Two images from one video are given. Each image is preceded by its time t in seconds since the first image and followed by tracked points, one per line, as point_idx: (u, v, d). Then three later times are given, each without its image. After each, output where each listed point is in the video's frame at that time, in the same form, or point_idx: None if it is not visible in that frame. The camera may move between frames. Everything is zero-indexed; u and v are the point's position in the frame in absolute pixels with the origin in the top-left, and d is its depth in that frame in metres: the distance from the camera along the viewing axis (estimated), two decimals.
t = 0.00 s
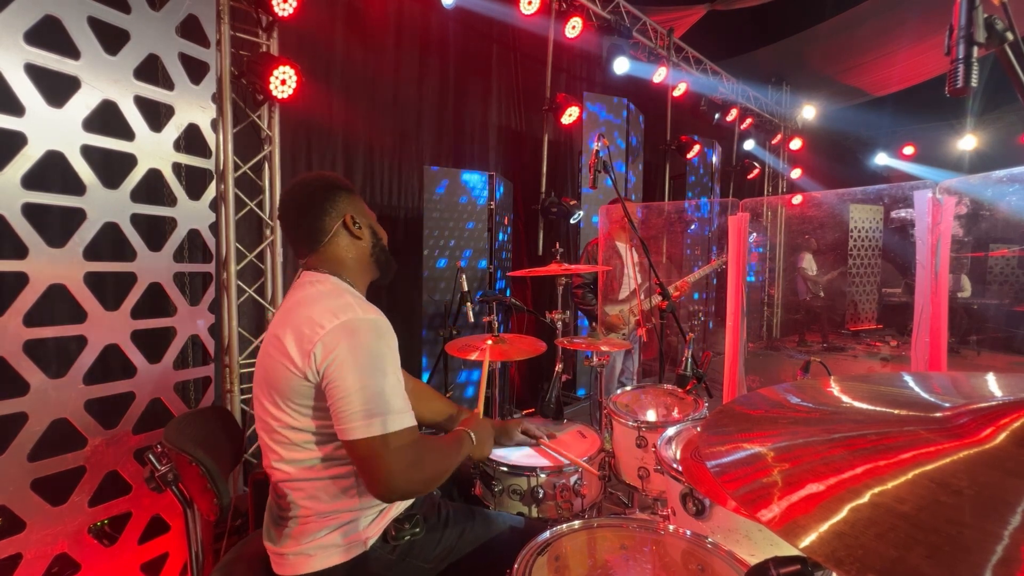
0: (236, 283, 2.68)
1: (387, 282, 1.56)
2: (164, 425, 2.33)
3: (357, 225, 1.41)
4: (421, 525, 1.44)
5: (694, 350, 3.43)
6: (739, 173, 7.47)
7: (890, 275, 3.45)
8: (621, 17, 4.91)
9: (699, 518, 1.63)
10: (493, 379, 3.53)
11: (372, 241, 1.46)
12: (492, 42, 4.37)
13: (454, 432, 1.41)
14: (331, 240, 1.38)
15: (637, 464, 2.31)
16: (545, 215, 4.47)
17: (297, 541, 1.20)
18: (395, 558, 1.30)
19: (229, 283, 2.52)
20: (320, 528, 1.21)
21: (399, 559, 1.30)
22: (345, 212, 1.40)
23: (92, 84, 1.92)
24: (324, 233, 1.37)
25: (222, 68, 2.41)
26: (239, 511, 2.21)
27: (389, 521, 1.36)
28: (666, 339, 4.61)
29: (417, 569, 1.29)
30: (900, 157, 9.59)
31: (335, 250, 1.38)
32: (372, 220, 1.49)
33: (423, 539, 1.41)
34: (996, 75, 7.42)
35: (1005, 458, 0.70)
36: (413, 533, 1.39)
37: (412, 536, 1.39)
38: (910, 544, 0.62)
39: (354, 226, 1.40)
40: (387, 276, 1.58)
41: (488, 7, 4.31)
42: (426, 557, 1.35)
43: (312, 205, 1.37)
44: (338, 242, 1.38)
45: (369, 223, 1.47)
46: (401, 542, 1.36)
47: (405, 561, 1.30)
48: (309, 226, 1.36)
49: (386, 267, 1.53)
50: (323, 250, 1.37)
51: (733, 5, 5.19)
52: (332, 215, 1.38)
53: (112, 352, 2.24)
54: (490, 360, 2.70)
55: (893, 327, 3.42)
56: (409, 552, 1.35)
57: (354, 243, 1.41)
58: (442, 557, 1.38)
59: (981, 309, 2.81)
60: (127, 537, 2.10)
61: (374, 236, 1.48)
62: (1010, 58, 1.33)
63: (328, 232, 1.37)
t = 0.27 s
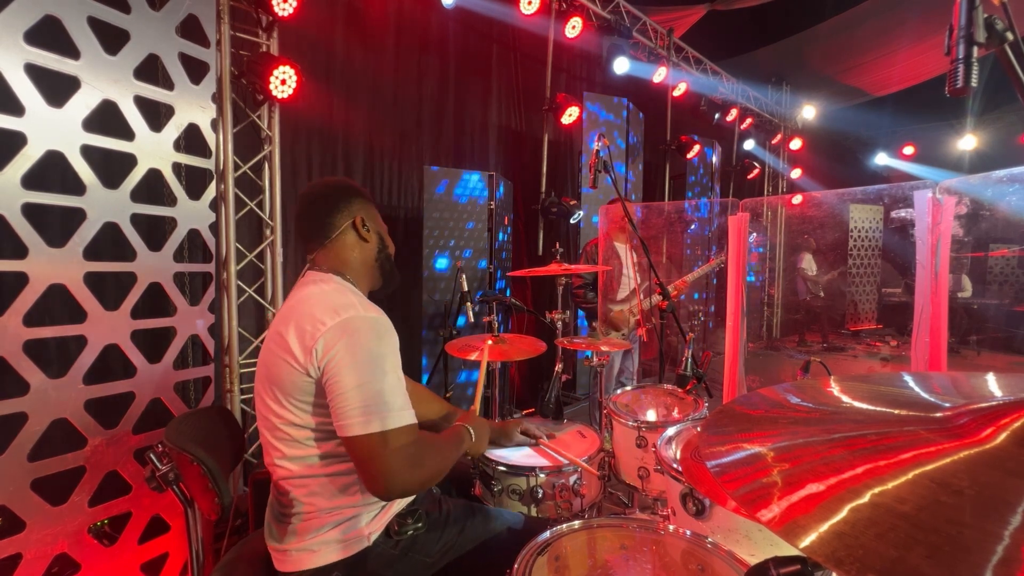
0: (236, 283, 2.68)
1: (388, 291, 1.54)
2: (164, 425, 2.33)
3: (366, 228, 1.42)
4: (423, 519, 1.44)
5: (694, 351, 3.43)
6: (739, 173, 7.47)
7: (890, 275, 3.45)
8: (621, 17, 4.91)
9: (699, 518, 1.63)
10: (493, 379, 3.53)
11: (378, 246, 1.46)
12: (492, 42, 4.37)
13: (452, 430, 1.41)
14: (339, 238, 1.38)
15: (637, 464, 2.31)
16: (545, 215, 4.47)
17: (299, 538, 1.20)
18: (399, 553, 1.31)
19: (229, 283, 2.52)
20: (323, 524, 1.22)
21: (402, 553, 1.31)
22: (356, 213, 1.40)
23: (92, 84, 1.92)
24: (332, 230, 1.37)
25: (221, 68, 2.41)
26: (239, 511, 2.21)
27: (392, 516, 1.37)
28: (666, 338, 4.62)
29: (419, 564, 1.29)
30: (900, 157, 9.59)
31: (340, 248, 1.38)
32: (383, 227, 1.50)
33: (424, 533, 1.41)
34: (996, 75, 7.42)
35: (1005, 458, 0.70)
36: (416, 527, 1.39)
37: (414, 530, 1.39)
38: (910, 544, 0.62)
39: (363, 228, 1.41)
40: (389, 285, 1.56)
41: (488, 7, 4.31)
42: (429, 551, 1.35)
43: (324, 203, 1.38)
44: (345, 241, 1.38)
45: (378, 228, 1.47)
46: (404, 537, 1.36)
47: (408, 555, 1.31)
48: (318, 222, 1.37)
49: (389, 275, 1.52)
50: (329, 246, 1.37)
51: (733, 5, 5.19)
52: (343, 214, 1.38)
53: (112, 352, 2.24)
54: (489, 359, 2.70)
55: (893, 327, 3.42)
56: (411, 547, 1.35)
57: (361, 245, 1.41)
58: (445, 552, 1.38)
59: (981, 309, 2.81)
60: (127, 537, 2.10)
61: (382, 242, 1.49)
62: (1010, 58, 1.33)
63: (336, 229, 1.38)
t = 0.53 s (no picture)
0: (236, 283, 2.68)
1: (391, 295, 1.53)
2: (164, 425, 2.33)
3: (371, 229, 1.42)
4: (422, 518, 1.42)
5: (694, 351, 3.43)
6: (738, 173, 7.47)
7: (890, 275, 3.45)
8: (621, 17, 4.91)
9: (699, 518, 1.63)
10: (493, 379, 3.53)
11: (383, 249, 1.46)
12: (492, 42, 4.37)
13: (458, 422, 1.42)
14: (343, 237, 1.38)
15: (637, 464, 2.31)
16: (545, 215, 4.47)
17: (299, 537, 1.20)
18: (397, 553, 1.29)
19: (229, 283, 2.52)
20: (322, 523, 1.22)
21: (402, 554, 1.30)
22: (363, 214, 1.41)
23: (92, 84, 1.92)
24: (337, 230, 1.38)
25: (222, 69, 2.41)
26: (239, 511, 2.21)
27: (391, 515, 1.35)
28: (666, 339, 4.62)
29: (418, 564, 1.28)
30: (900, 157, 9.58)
31: (344, 247, 1.38)
32: (389, 229, 1.51)
33: (423, 533, 1.39)
34: (996, 75, 7.42)
35: (1005, 458, 0.70)
36: (415, 527, 1.36)
37: (413, 530, 1.36)
38: (910, 544, 0.62)
39: (368, 228, 1.41)
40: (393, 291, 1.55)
41: (488, 7, 4.32)
42: (428, 552, 1.34)
43: (332, 203, 1.40)
44: (350, 241, 1.39)
45: (384, 232, 1.48)
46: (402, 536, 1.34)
47: (408, 555, 1.30)
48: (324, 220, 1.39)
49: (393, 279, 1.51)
50: (333, 244, 1.38)
51: (733, 5, 5.19)
52: (349, 213, 1.39)
53: (112, 352, 2.24)
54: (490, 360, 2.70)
55: (893, 327, 3.42)
56: (410, 547, 1.33)
57: (365, 246, 1.41)
58: (444, 553, 1.37)
59: (981, 309, 2.81)
60: (127, 537, 2.11)
61: (388, 245, 1.49)
62: (1010, 58, 1.33)
63: (341, 228, 1.38)
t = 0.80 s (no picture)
0: (236, 283, 2.68)
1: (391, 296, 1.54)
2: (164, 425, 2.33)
3: (375, 229, 1.43)
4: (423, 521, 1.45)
5: (694, 350, 3.43)
6: (739, 173, 7.47)
7: (890, 275, 3.46)
8: (621, 17, 4.91)
9: (699, 518, 1.63)
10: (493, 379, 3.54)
11: (384, 251, 1.46)
12: (492, 42, 4.37)
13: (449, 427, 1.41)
14: (347, 237, 1.38)
15: (637, 464, 2.31)
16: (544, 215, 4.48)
17: (298, 540, 1.20)
18: (397, 555, 1.30)
19: (229, 283, 2.52)
20: (321, 526, 1.22)
21: (401, 556, 1.30)
22: (366, 215, 1.41)
23: (92, 84, 1.92)
24: (341, 230, 1.38)
25: (221, 68, 2.41)
26: (239, 511, 2.21)
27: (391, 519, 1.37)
28: (666, 339, 4.62)
29: (418, 566, 1.29)
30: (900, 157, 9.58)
31: (347, 248, 1.38)
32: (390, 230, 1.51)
33: (423, 535, 1.41)
34: (996, 75, 7.43)
35: (1004, 458, 0.70)
36: (414, 530, 1.39)
37: (412, 533, 1.39)
38: (910, 544, 0.62)
39: (371, 229, 1.42)
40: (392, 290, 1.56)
41: (488, 7, 4.32)
42: (427, 554, 1.35)
43: (335, 203, 1.39)
44: (353, 242, 1.39)
45: (386, 234, 1.48)
46: (402, 539, 1.36)
47: (406, 557, 1.31)
48: (327, 220, 1.38)
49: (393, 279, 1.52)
50: (337, 245, 1.37)
51: (733, 5, 5.19)
52: (353, 214, 1.39)
53: (112, 352, 2.24)
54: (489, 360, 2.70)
55: (892, 327, 3.42)
56: (409, 550, 1.34)
57: (369, 247, 1.42)
58: (443, 555, 1.37)
59: (981, 309, 2.82)
60: (127, 537, 2.11)
61: (389, 245, 1.50)
62: (1010, 58, 1.33)
63: (345, 228, 1.38)
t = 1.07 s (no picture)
0: (236, 283, 2.68)
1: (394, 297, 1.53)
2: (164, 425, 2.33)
3: (372, 227, 1.42)
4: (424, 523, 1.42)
5: (693, 350, 3.43)
6: (738, 173, 7.47)
7: (890, 275, 3.46)
8: (621, 17, 4.91)
9: (699, 518, 1.63)
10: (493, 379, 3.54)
11: (382, 249, 1.46)
12: (492, 42, 4.37)
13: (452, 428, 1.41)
14: (344, 235, 1.38)
15: (637, 464, 2.31)
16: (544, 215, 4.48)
17: (298, 543, 1.20)
18: (397, 560, 1.29)
19: (229, 283, 2.52)
20: (322, 530, 1.21)
21: (402, 561, 1.29)
22: (362, 213, 1.41)
23: (92, 84, 1.92)
24: (338, 228, 1.38)
25: (221, 68, 2.40)
26: (239, 511, 2.21)
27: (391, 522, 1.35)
28: (666, 339, 4.62)
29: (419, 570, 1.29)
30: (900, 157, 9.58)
31: (345, 246, 1.38)
32: (391, 228, 1.51)
33: (424, 538, 1.40)
34: (996, 75, 7.43)
35: (1005, 458, 0.70)
36: (415, 533, 1.37)
37: (413, 536, 1.36)
38: (910, 544, 0.62)
39: (369, 227, 1.41)
40: (395, 290, 1.55)
41: (488, 7, 4.32)
42: (429, 557, 1.35)
43: (331, 201, 1.39)
44: (350, 241, 1.39)
45: (384, 231, 1.47)
46: (403, 542, 1.34)
47: (408, 562, 1.29)
48: (324, 219, 1.38)
49: (395, 279, 1.51)
50: (333, 244, 1.38)
51: (733, 5, 5.19)
52: (349, 212, 1.39)
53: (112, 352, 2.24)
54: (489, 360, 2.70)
55: (892, 327, 3.42)
56: (410, 553, 1.33)
57: (366, 245, 1.41)
58: (445, 558, 1.37)
59: (981, 309, 2.82)
60: (127, 537, 2.11)
61: (389, 244, 1.49)
62: (1010, 58, 1.33)
63: (342, 227, 1.38)
